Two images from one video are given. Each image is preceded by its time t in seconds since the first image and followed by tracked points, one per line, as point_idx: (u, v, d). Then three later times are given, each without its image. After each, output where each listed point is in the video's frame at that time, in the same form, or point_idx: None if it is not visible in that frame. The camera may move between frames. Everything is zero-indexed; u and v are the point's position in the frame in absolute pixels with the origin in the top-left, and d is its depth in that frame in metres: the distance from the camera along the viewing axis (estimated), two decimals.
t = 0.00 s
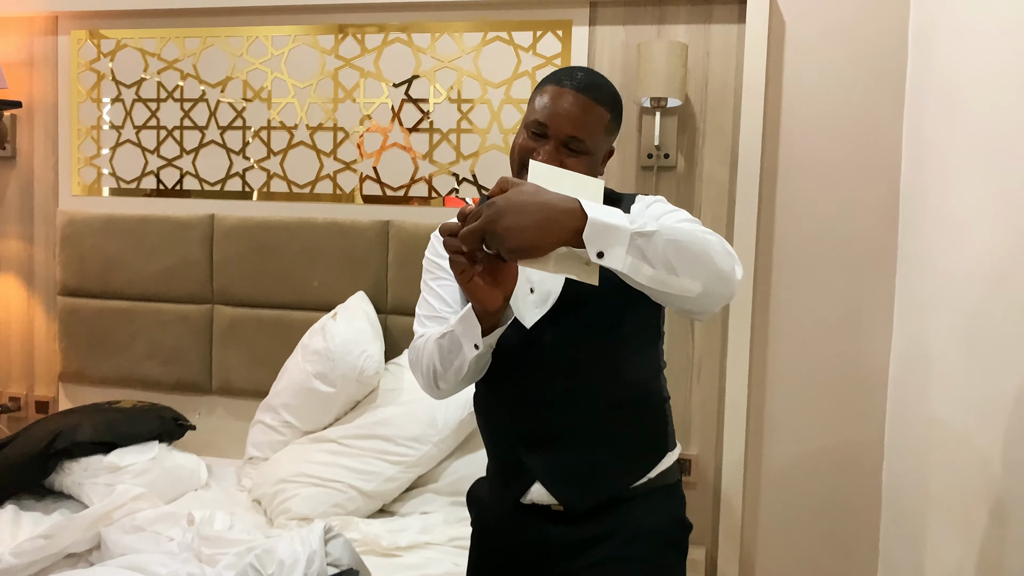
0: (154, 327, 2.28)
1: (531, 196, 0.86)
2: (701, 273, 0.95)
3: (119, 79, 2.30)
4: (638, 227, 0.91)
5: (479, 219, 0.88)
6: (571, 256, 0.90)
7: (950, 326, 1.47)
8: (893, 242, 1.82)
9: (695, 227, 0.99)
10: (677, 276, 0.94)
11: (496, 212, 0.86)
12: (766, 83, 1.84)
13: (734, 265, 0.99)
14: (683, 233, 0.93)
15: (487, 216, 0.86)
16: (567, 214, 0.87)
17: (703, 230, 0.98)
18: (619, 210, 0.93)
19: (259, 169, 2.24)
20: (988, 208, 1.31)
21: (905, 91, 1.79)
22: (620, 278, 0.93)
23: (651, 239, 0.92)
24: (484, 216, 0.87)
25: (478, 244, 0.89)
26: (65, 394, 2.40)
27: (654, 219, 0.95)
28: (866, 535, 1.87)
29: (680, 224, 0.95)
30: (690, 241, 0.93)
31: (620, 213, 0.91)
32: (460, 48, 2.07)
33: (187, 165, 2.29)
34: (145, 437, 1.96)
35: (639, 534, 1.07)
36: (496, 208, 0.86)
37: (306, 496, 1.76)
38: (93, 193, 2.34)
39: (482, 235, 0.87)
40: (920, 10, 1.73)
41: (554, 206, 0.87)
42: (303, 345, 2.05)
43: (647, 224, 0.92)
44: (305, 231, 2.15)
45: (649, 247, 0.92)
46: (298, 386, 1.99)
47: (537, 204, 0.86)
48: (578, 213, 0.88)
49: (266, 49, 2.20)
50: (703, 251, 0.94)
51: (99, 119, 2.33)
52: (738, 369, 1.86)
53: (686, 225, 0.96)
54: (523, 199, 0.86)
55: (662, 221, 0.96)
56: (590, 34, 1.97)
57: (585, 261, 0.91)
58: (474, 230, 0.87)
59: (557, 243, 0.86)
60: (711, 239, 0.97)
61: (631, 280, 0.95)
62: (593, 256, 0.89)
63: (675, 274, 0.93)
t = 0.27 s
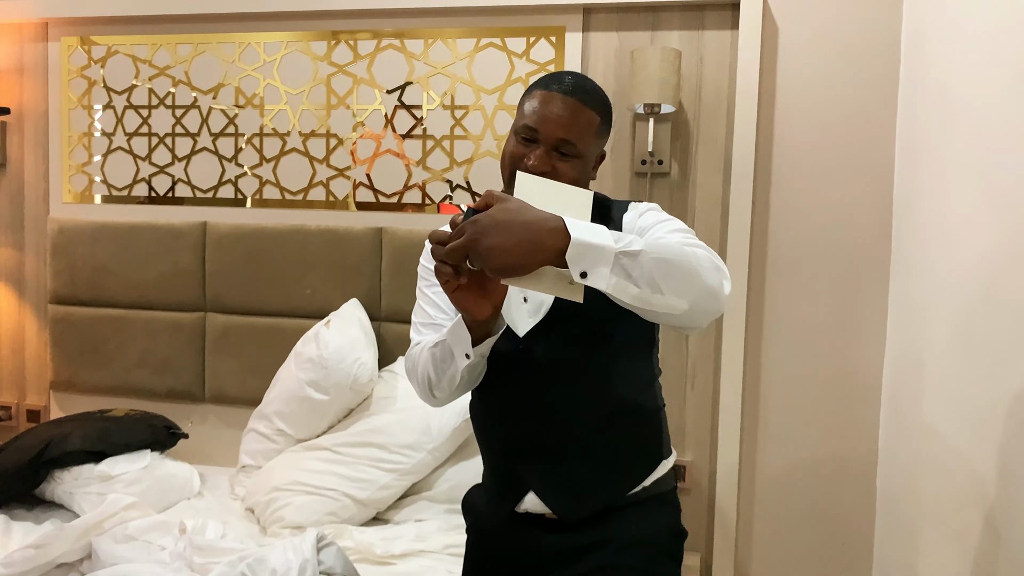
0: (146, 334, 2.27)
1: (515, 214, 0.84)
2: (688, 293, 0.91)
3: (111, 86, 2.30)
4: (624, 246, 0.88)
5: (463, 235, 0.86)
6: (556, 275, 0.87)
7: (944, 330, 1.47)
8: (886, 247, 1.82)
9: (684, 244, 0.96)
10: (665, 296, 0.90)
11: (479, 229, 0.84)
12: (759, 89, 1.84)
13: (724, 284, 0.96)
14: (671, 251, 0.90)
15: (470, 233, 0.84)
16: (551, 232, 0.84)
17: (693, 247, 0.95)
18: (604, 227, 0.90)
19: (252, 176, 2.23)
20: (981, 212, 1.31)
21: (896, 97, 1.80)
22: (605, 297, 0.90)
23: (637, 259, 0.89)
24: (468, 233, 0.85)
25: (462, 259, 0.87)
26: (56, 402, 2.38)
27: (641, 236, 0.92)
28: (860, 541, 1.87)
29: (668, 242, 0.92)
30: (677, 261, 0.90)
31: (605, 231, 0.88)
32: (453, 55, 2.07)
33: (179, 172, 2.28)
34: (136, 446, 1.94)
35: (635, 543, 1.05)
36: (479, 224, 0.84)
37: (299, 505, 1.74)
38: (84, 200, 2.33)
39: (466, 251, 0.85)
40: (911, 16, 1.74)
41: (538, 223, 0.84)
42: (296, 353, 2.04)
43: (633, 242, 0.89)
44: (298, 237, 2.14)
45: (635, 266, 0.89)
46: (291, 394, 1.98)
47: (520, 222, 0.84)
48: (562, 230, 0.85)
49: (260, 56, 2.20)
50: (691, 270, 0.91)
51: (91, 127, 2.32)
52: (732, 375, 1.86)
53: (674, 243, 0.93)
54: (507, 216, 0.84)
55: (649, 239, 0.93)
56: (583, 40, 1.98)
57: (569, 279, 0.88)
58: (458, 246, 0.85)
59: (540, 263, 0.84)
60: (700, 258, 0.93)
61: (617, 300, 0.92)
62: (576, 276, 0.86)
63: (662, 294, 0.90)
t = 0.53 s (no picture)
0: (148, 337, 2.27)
1: (513, 217, 0.83)
2: (689, 296, 0.91)
3: (112, 89, 2.30)
4: (623, 249, 0.88)
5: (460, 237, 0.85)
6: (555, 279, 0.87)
7: (947, 329, 1.47)
8: (888, 246, 1.82)
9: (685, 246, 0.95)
10: (665, 298, 0.90)
11: (476, 231, 0.83)
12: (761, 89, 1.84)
13: (724, 285, 0.95)
14: (671, 254, 0.90)
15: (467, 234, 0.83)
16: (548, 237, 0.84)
17: (693, 249, 0.94)
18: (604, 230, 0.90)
19: (254, 178, 2.23)
20: (984, 210, 1.31)
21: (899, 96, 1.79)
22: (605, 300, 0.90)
23: (637, 262, 0.88)
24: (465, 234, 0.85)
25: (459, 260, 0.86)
26: (58, 405, 2.39)
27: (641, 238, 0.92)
28: (864, 541, 1.86)
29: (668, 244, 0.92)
30: (677, 263, 0.90)
31: (604, 234, 0.88)
32: (453, 55, 2.07)
33: (180, 175, 2.28)
34: (138, 448, 1.94)
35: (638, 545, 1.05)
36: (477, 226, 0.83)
37: (302, 506, 1.74)
38: (86, 203, 2.33)
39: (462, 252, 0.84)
40: (913, 14, 1.73)
41: (536, 227, 0.84)
42: (298, 355, 2.04)
43: (632, 245, 0.89)
44: (299, 239, 2.14)
45: (635, 269, 0.89)
46: (293, 396, 1.97)
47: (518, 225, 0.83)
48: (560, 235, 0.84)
49: (260, 58, 2.20)
50: (691, 272, 0.91)
51: (92, 129, 2.32)
52: (734, 375, 1.85)
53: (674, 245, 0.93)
54: (505, 219, 0.83)
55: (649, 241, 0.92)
56: (584, 40, 1.97)
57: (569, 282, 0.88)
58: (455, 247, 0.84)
59: (538, 267, 0.83)
60: (701, 259, 0.93)
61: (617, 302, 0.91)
62: (575, 280, 0.86)
63: (663, 297, 0.90)
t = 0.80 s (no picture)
0: (147, 339, 2.27)
1: (511, 220, 0.83)
2: (688, 299, 0.91)
3: (111, 91, 2.30)
4: (622, 252, 0.88)
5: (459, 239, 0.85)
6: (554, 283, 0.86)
7: (947, 329, 1.46)
8: (888, 247, 1.81)
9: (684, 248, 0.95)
10: (664, 302, 0.89)
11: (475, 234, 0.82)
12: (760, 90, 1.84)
13: (723, 288, 0.95)
14: (670, 257, 0.89)
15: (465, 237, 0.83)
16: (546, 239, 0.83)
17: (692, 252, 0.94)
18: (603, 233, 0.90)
19: (253, 179, 2.23)
20: (983, 210, 1.30)
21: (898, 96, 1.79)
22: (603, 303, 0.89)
23: (636, 265, 0.88)
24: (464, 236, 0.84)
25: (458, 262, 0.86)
26: (58, 408, 2.38)
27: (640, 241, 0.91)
28: (864, 542, 1.86)
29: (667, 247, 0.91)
30: (676, 266, 0.89)
31: (603, 237, 0.88)
32: (452, 56, 2.07)
33: (179, 176, 2.28)
34: (137, 451, 1.94)
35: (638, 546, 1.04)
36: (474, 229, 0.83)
37: (301, 509, 1.74)
38: (85, 205, 2.33)
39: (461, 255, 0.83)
40: (912, 15, 1.73)
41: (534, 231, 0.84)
42: (297, 357, 2.04)
43: (631, 248, 0.89)
44: (298, 241, 2.14)
45: (634, 272, 0.89)
46: (292, 397, 1.97)
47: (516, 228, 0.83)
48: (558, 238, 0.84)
49: (259, 59, 2.20)
50: (690, 275, 0.91)
51: (91, 132, 2.32)
52: (734, 376, 1.85)
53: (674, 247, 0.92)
54: (502, 222, 0.83)
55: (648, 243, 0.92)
56: (584, 41, 1.97)
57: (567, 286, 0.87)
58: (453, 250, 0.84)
59: (536, 270, 0.83)
60: (700, 262, 0.93)
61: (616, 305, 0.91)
62: (573, 284, 0.86)
63: (661, 301, 0.89)
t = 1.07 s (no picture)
0: (144, 337, 2.26)
1: (510, 218, 0.83)
2: (684, 298, 0.90)
3: (107, 88, 2.29)
4: (619, 251, 0.87)
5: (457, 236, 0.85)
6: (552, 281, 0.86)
7: (945, 327, 1.46)
8: (887, 244, 1.81)
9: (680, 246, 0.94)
10: (661, 301, 0.89)
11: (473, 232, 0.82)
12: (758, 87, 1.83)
13: (720, 285, 0.95)
14: (666, 256, 0.89)
15: (464, 234, 0.83)
16: (544, 239, 0.83)
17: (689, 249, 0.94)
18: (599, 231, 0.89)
19: (249, 177, 2.22)
20: (982, 207, 1.30)
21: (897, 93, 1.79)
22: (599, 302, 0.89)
23: (632, 264, 0.88)
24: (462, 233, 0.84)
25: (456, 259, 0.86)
26: (54, 407, 2.38)
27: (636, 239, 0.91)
28: (863, 540, 1.85)
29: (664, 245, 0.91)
30: (672, 264, 0.89)
31: (599, 235, 0.87)
32: (450, 54, 2.06)
33: (176, 174, 2.27)
34: (134, 450, 1.93)
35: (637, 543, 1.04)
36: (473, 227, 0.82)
37: (299, 508, 1.73)
38: (82, 203, 2.32)
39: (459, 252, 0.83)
40: (911, 11, 1.73)
41: (533, 229, 0.83)
42: (295, 355, 2.03)
43: (628, 247, 0.88)
44: (295, 239, 2.13)
45: (631, 271, 0.88)
46: (290, 396, 1.97)
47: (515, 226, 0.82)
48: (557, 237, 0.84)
49: (255, 57, 2.19)
50: (687, 273, 0.90)
51: (87, 130, 2.31)
52: (733, 373, 1.84)
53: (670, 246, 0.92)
54: (501, 220, 0.82)
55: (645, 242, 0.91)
56: (581, 38, 1.97)
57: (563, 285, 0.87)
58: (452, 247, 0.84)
59: (534, 269, 0.83)
60: (697, 260, 0.92)
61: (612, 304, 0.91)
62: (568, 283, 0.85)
63: (657, 299, 0.89)
